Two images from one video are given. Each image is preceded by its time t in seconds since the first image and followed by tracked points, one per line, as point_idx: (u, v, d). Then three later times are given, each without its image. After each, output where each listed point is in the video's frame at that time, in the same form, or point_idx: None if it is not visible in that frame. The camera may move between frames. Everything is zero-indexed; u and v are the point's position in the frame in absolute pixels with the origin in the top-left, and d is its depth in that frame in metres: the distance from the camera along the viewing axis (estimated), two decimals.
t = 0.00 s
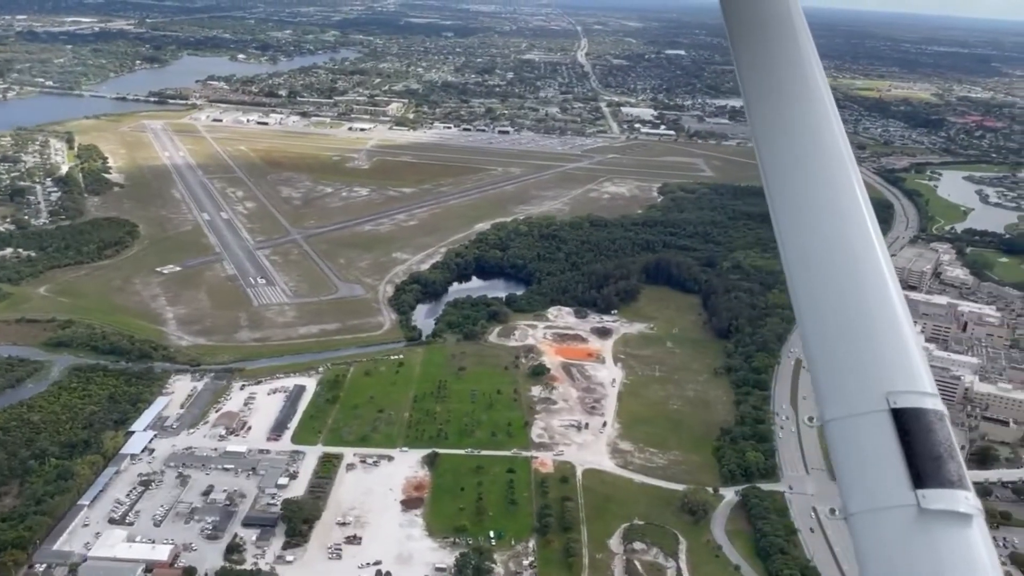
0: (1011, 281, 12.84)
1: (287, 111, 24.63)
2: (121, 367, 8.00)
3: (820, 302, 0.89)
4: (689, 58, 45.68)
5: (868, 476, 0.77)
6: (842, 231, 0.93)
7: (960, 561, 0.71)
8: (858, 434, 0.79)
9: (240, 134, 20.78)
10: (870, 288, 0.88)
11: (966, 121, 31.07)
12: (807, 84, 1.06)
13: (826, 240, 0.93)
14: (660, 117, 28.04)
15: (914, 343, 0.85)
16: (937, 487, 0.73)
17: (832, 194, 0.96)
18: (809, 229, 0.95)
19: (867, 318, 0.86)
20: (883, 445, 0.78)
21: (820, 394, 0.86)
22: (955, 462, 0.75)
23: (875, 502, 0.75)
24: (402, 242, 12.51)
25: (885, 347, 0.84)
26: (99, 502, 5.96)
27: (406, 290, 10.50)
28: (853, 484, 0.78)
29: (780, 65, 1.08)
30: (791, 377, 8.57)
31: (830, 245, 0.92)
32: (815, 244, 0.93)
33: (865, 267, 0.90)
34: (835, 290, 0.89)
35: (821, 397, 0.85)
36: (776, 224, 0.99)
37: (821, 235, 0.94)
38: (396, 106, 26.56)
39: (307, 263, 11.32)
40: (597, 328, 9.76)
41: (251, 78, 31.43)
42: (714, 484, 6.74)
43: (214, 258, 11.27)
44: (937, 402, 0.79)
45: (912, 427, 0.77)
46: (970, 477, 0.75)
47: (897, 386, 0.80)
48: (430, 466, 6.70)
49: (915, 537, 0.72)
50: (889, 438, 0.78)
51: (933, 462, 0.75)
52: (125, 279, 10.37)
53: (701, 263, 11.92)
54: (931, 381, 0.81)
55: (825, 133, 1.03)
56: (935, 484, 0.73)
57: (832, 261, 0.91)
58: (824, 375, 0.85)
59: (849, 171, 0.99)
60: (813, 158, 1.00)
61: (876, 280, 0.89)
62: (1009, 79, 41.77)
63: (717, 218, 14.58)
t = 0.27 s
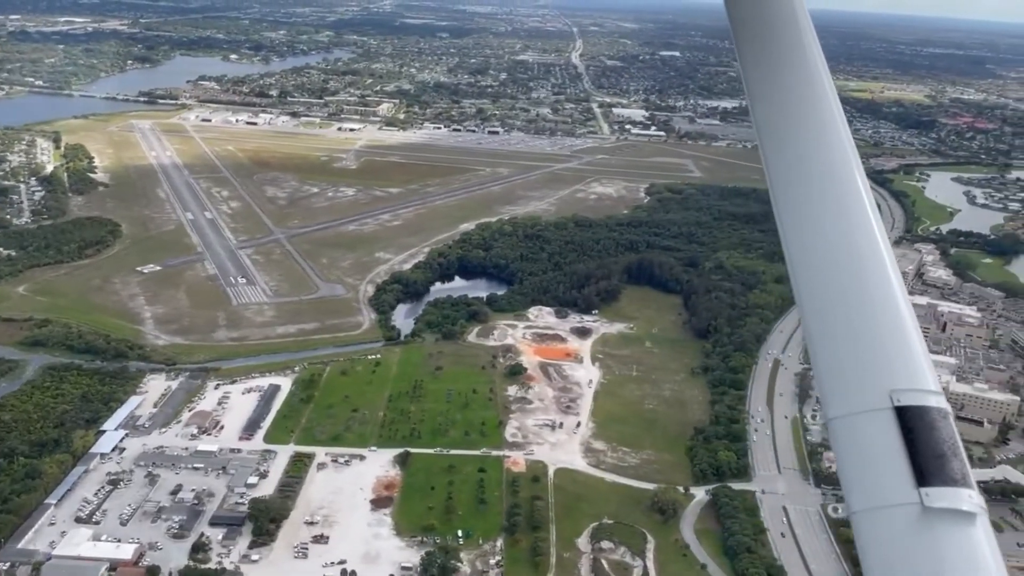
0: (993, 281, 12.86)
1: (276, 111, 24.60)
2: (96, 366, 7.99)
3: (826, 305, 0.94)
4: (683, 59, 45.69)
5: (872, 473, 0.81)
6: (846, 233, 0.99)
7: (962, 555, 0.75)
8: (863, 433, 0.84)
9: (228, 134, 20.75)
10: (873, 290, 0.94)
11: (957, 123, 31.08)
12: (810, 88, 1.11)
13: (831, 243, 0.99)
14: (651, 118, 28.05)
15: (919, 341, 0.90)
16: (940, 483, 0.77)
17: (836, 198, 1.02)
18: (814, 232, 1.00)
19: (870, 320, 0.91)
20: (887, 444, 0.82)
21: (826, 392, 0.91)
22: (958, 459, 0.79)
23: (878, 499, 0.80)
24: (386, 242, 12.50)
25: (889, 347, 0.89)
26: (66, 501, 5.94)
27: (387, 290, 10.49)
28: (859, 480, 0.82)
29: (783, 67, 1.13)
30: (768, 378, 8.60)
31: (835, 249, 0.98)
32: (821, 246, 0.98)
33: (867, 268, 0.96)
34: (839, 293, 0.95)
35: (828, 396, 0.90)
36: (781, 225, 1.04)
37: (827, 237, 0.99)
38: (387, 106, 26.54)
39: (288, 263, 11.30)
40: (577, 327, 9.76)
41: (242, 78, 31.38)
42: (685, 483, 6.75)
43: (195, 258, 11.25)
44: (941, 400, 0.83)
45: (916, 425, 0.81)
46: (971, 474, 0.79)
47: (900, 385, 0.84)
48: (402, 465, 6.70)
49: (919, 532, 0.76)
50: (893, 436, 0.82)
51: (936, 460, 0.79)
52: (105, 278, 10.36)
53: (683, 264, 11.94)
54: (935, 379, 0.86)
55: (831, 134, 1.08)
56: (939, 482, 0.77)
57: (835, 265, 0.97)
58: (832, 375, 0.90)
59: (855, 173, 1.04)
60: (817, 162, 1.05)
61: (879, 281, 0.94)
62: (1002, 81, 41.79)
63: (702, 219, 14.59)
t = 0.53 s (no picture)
0: (975, 281, 12.89)
1: (266, 110, 24.56)
2: (70, 365, 7.98)
3: (825, 300, 0.92)
4: (677, 60, 45.74)
5: (870, 469, 0.80)
6: (848, 225, 0.95)
7: (963, 550, 0.73)
8: (862, 427, 0.82)
9: (217, 133, 20.72)
10: (877, 282, 0.91)
11: (948, 124, 31.15)
12: (814, 80, 1.07)
13: (832, 235, 0.95)
14: (642, 118, 28.07)
15: (920, 336, 0.88)
16: (941, 479, 0.76)
17: (838, 188, 0.98)
18: (815, 224, 0.97)
19: (872, 314, 0.89)
20: (887, 439, 0.81)
21: (827, 388, 0.89)
22: (958, 454, 0.78)
23: (878, 494, 0.79)
24: (369, 242, 12.49)
25: (890, 341, 0.87)
26: (34, 499, 5.94)
27: (367, 289, 10.47)
28: (858, 475, 0.81)
29: (786, 58, 1.08)
30: (745, 379, 8.63)
31: (837, 241, 0.95)
32: (822, 240, 0.95)
33: (868, 261, 0.93)
34: (841, 287, 0.92)
35: (829, 391, 0.89)
36: (781, 219, 1.01)
37: (827, 231, 0.96)
38: (378, 106, 26.52)
39: (270, 261, 11.28)
40: (556, 327, 9.76)
41: (234, 77, 31.33)
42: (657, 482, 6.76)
43: (177, 256, 11.23)
44: (942, 394, 0.82)
45: (916, 419, 0.79)
46: (971, 469, 0.78)
47: (900, 379, 0.83)
48: (374, 464, 6.69)
49: (918, 528, 0.75)
50: (892, 431, 0.81)
51: (936, 456, 0.77)
52: (85, 277, 10.33)
53: (666, 263, 11.96)
54: (935, 373, 0.84)
55: (835, 127, 1.04)
56: (939, 477, 0.76)
57: (836, 257, 0.94)
58: (833, 370, 0.88)
59: (855, 163, 1.00)
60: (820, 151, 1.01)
61: (881, 275, 0.92)
62: (995, 82, 41.89)
63: (687, 219, 14.62)
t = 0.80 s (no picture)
0: (958, 280, 12.92)
1: (256, 109, 24.52)
2: (45, 362, 7.97)
3: (822, 296, 0.93)
4: (672, 60, 45.70)
5: (866, 467, 0.81)
6: (847, 226, 0.96)
7: (959, 547, 0.74)
8: (859, 427, 0.83)
9: (205, 132, 20.69)
10: (874, 279, 0.92)
11: (940, 124, 31.17)
12: (814, 88, 1.08)
13: (829, 232, 0.96)
14: (634, 118, 28.07)
15: (919, 337, 0.88)
16: (938, 477, 0.77)
17: (834, 187, 0.99)
18: (812, 221, 0.98)
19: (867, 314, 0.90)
20: (885, 438, 0.81)
21: (825, 388, 0.89)
22: (955, 453, 0.79)
23: (875, 492, 0.79)
24: (353, 240, 12.49)
25: (888, 340, 0.87)
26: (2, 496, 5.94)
27: (349, 287, 10.48)
28: (857, 473, 0.81)
29: (786, 62, 1.10)
30: (722, 377, 8.65)
31: (835, 237, 0.96)
32: (819, 236, 0.97)
33: (867, 258, 0.93)
34: (839, 288, 0.93)
35: (825, 391, 0.89)
36: (780, 218, 1.02)
37: (825, 233, 0.97)
38: (369, 105, 26.49)
39: (252, 259, 11.28)
40: (536, 325, 9.77)
41: (225, 76, 31.25)
42: (628, 479, 6.78)
43: (158, 254, 11.22)
44: (936, 395, 0.83)
45: (913, 419, 0.80)
46: (967, 467, 0.79)
47: (896, 379, 0.84)
48: (346, 461, 6.70)
49: (917, 526, 0.76)
50: (890, 431, 0.81)
51: (931, 453, 0.78)
52: (65, 275, 10.32)
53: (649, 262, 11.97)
54: (932, 374, 0.85)
55: (832, 128, 1.06)
56: (935, 475, 0.77)
57: (834, 254, 0.95)
58: (830, 371, 0.89)
59: (853, 167, 1.01)
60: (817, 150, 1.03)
61: (878, 275, 0.92)
62: (989, 83, 41.90)
63: (673, 218, 14.63)
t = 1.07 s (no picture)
0: (942, 279, 12.94)
1: (247, 106, 24.51)
2: (20, 358, 7.96)
3: (814, 282, 0.84)
4: (667, 58, 45.69)
5: (861, 463, 0.73)
6: (840, 208, 0.87)
7: (955, 548, 0.67)
8: (853, 422, 0.74)
9: (195, 129, 20.67)
10: (872, 277, 0.82)
11: (933, 123, 31.18)
12: (806, 61, 0.98)
13: (823, 227, 0.87)
14: (626, 116, 28.08)
15: (914, 326, 0.80)
16: (934, 473, 0.69)
17: (831, 179, 0.89)
18: (805, 214, 0.88)
19: (864, 307, 0.80)
20: (878, 434, 0.73)
21: (816, 381, 0.81)
22: (951, 449, 0.71)
23: (866, 487, 0.71)
24: (338, 238, 12.48)
25: (885, 333, 0.78)
26: None
27: (330, 284, 10.47)
28: (848, 472, 0.73)
29: (781, 48, 0.99)
30: (701, 376, 8.64)
31: (830, 229, 0.86)
32: (812, 231, 0.86)
33: (863, 252, 0.84)
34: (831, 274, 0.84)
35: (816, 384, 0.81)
36: (772, 214, 0.93)
37: (815, 213, 0.87)
38: (360, 102, 26.46)
39: (235, 256, 11.27)
40: (516, 323, 9.77)
41: (218, 73, 31.22)
42: (599, 477, 6.78)
43: (140, 251, 11.20)
44: (934, 388, 0.75)
45: (908, 414, 0.72)
46: (966, 464, 0.72)
47: (892, 373, 0.75)
48: (318, 459, 6.68)
49: (910, 527, 0.68)
50: (883, 425, 0.73)
51: (928, 451, 0.70)
52: (46, 271, 10.31)
53: (633, 261, 11.97)
54: (928, 365, 0.77)
55: (832, 119, 0.95)
56: (932, 472, 0.69)
57: (829, 247, 0.85)
58: (823, 365, 0.80)
59: (846, 147, 0.92)
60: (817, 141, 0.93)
61: (874, 260, 0.83)
62: (984, 83, 41.89)
63: (660, 217, 14.64)
